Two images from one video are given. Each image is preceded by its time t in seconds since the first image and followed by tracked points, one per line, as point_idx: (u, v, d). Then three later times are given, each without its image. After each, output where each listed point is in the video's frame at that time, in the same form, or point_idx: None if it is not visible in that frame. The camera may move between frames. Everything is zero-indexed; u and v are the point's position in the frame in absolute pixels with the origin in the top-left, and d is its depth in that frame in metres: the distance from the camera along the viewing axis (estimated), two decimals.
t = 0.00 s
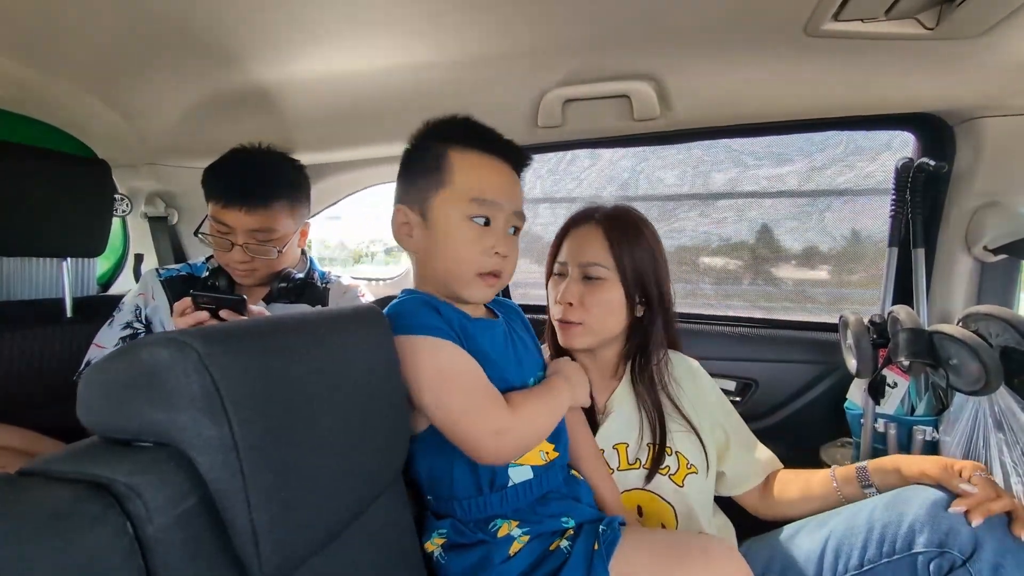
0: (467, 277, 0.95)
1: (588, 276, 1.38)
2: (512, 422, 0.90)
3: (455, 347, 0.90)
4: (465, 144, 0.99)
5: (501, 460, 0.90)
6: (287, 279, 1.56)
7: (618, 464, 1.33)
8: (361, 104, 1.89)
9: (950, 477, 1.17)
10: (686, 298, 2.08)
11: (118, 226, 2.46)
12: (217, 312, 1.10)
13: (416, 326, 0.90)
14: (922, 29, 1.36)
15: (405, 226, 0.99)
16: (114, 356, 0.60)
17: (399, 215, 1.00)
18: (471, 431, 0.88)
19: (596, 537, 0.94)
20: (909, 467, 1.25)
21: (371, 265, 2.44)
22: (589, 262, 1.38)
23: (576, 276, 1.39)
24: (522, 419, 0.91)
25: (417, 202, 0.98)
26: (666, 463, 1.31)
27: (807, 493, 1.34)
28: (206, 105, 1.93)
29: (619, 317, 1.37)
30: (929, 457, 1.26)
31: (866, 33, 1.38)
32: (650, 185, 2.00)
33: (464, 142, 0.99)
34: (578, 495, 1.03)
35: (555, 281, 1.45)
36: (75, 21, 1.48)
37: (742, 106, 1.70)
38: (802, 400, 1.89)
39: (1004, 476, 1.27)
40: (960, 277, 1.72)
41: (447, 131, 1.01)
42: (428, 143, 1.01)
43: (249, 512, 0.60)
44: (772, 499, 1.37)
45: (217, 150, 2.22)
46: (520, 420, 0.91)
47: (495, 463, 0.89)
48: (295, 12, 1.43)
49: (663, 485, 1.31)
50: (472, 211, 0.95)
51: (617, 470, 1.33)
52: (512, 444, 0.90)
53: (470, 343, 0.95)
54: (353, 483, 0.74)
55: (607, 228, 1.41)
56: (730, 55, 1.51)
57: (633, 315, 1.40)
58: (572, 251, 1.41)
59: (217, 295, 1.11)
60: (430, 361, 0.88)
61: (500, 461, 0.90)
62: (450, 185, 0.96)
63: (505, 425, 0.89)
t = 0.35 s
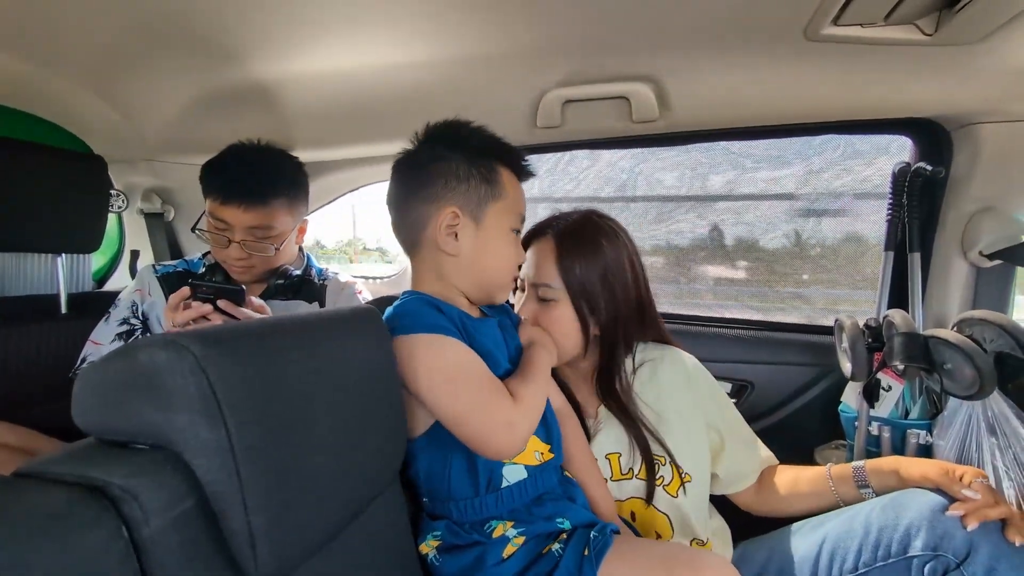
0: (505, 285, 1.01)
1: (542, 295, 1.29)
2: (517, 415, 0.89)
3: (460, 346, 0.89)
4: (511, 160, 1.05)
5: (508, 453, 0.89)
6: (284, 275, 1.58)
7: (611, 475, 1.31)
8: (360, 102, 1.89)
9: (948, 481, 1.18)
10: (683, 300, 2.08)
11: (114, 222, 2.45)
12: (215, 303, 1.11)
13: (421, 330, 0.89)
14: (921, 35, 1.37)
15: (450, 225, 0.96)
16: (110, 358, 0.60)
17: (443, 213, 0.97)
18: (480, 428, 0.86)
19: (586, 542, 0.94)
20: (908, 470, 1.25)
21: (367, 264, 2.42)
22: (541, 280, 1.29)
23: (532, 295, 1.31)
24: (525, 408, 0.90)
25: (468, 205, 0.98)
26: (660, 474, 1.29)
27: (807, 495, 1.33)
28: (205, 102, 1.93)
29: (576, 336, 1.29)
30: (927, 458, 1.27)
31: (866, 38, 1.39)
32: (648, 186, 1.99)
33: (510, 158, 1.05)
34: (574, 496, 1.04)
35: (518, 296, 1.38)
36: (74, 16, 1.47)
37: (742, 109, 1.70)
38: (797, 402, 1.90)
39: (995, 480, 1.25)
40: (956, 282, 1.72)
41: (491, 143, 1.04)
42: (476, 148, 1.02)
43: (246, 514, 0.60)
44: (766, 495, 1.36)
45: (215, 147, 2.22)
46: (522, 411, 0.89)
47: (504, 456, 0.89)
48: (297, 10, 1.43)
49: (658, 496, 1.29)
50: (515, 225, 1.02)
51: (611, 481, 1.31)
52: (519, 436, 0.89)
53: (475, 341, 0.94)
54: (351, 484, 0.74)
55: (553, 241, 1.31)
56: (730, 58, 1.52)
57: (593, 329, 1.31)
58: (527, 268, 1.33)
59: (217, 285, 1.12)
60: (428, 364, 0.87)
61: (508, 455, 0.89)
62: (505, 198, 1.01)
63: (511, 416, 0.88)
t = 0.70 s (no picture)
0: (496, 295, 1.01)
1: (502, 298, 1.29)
2: (511, 430, 0.88)
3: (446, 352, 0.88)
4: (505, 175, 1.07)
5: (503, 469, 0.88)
6: (282, 275, 1.57)
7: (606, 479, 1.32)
8: (357, 97, 1.87)
9: (956, 475, 1.18)
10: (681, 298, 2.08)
11: (109, 218, 2.43)
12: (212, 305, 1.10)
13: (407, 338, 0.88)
14: (921, 31, 1.37)
15: (457, 224, 0.95)
16: (104, 354, 0.59)
17: (450, 211, 0.95)
18: (472, 447, 0.85)
19: (584, 552, 0.93)
20: (915, 464, 1.25)
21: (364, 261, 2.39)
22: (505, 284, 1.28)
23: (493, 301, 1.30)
24: (518, 424, 0.89)
25: (473, 208, 0.98)
26: (652, 475, 1.28)
27: (807, 491, 1.31)
28: (199, 97, 1.91)
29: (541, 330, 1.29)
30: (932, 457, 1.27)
31: (866, 34, 1.38)
32: (646, 183, 1.99)
33: (505, 174, 1.07)
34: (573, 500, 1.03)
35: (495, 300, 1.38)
36: (67, 9, 1.46)
37: (741, 105, 1.69)
38: (795, 400, 1.90)
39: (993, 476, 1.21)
40: (953, 279, 1.72)
41: (490, 154, 1.06)
42: (479, 156, 1.03)
43: (243, 511, 0.59)
44: (764, 488, 1.33)
45: (210, 143, 2.20)
46: (515, 426, 0.88)
47: (499, 472, 0.88)
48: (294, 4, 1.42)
49: (650, 496, 1.27)
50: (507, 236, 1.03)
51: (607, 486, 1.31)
52: (514, 451, 0.88)
53: (462, 349, 0.93)
54: (348, 482, 0.73)
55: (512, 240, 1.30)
56: (729, 55, 1.51)
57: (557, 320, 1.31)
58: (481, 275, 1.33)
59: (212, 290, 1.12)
60: (413, 376, 0.86)
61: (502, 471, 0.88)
62: (503, 209, 1.03)
63: (505, 430, 0.87)
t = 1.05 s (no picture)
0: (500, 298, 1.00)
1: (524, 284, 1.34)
2: (516, 436, 0.87)
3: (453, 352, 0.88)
4: (518, 178, 1.06)
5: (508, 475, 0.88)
6: (279, 275, 1.57)
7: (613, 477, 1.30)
8: (352, 96, 1.87)
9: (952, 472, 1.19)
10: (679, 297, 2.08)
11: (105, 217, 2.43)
12: (213, 304, 1.10)
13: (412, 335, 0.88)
14: (916, 31, 1.37)
15: (465, 226, 0.93)
16: (95, 354, 0.59)
17: (460, 212, 0.94)
18: (477, 453, 0.85)
19: (581, 553, 0.94)
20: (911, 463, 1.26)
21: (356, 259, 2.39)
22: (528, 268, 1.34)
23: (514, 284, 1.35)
24: (523, 428, 0.88)
25: (483, 210, 0.96)
26: (649, 478, 1.27)
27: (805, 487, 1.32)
28: (195, 95, 1.91)
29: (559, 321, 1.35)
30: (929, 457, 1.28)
31: (862, 33, 1.38)
32: (643, 182, 1.99)
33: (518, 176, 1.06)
34: (581, 498, 1.03)
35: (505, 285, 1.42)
36: (61, 7, 1.45)
37: (737, 105, 1.69)
38: (791, 399, 1.90)
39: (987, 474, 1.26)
40: (948, 278, 1.73)
41: (503, 156, 1.04)
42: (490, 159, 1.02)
43: (236, 513, 0.59)
44: (764, 489, 1.33)
45: (207, 141, 2.20)
46: (521, 431, 0.88)
47: (504, 478, 0.88)
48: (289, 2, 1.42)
49: (646, 498, 1.26)
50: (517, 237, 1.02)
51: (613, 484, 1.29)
52: (519, 458, 0.88)
53: (468, 351, 0.93)
54: (342, 482, 0.73)
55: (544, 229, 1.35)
56: (724, 54, 1.51)
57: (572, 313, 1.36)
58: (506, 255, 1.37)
59: (213, 288, 1.11)
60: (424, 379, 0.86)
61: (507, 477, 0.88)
62: (513, 213, 1.01)
63: (508, 435, 0.86)
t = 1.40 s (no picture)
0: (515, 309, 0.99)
1: (600, 258, 1.39)
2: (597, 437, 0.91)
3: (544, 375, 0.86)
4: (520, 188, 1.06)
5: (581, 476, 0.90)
6: (278, 276, 1.58)
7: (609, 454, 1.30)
8: (350, 96, 1.87)
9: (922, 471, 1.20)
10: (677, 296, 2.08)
11: (104, 217, 2.43)
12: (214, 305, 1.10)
13: (486, 358, 0.84)
14: (914, 30, 1.37)
15: (497, 235, 0.93)
16: (95, 352, 0.60)
17: (491, 221, 0.92)
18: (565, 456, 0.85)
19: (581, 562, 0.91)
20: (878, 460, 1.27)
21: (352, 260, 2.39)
22: (602, 244, 1.40)
23: (589, 257, 1.40)
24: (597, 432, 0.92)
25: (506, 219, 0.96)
26: (654, 450, 1.29)
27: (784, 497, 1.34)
28: (194, 95, 1.91)
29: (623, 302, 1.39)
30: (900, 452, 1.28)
31: (860, 32, 1.38)
32: (642, 182, 1.99)
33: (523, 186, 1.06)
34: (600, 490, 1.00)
35: (560, 262, 1.44)
36: (60, 6, 1.45)
37: (736, 104, 1.70)
38: (790, 398, 1.90)
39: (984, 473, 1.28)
40: (947, 276, 1.73)
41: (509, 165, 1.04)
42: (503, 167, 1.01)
43: (235, 508, 0.60)
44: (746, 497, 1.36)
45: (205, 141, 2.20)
46: (591, 432, 0.89)
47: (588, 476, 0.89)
48: (288, 3, 1.42)
49: (652, 471, 1.28)
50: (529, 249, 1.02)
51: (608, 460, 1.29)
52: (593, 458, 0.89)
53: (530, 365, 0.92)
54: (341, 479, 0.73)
55: (623, 218, 1.44)
56: (722, 53, 1.52)
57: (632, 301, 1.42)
58: (583, 232, 1.43)
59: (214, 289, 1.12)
60: (510, 395, 0.82)
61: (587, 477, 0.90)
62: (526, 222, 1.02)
63: (592, 435, 0.89)
